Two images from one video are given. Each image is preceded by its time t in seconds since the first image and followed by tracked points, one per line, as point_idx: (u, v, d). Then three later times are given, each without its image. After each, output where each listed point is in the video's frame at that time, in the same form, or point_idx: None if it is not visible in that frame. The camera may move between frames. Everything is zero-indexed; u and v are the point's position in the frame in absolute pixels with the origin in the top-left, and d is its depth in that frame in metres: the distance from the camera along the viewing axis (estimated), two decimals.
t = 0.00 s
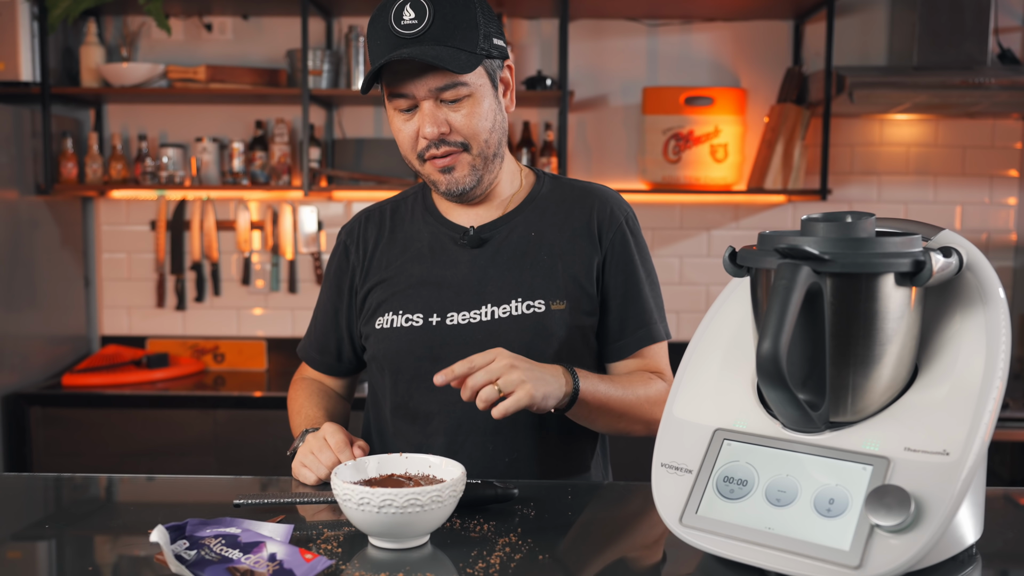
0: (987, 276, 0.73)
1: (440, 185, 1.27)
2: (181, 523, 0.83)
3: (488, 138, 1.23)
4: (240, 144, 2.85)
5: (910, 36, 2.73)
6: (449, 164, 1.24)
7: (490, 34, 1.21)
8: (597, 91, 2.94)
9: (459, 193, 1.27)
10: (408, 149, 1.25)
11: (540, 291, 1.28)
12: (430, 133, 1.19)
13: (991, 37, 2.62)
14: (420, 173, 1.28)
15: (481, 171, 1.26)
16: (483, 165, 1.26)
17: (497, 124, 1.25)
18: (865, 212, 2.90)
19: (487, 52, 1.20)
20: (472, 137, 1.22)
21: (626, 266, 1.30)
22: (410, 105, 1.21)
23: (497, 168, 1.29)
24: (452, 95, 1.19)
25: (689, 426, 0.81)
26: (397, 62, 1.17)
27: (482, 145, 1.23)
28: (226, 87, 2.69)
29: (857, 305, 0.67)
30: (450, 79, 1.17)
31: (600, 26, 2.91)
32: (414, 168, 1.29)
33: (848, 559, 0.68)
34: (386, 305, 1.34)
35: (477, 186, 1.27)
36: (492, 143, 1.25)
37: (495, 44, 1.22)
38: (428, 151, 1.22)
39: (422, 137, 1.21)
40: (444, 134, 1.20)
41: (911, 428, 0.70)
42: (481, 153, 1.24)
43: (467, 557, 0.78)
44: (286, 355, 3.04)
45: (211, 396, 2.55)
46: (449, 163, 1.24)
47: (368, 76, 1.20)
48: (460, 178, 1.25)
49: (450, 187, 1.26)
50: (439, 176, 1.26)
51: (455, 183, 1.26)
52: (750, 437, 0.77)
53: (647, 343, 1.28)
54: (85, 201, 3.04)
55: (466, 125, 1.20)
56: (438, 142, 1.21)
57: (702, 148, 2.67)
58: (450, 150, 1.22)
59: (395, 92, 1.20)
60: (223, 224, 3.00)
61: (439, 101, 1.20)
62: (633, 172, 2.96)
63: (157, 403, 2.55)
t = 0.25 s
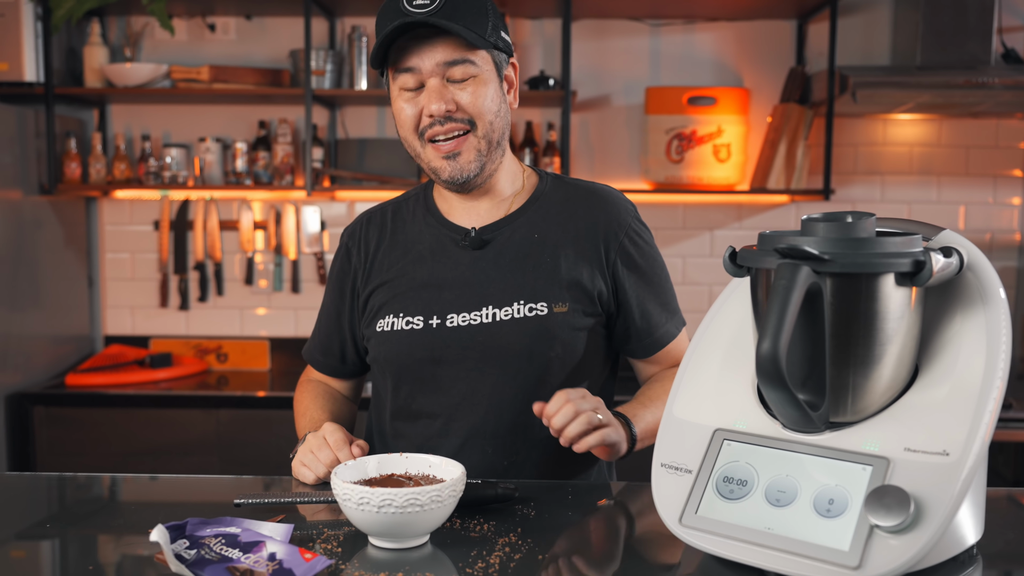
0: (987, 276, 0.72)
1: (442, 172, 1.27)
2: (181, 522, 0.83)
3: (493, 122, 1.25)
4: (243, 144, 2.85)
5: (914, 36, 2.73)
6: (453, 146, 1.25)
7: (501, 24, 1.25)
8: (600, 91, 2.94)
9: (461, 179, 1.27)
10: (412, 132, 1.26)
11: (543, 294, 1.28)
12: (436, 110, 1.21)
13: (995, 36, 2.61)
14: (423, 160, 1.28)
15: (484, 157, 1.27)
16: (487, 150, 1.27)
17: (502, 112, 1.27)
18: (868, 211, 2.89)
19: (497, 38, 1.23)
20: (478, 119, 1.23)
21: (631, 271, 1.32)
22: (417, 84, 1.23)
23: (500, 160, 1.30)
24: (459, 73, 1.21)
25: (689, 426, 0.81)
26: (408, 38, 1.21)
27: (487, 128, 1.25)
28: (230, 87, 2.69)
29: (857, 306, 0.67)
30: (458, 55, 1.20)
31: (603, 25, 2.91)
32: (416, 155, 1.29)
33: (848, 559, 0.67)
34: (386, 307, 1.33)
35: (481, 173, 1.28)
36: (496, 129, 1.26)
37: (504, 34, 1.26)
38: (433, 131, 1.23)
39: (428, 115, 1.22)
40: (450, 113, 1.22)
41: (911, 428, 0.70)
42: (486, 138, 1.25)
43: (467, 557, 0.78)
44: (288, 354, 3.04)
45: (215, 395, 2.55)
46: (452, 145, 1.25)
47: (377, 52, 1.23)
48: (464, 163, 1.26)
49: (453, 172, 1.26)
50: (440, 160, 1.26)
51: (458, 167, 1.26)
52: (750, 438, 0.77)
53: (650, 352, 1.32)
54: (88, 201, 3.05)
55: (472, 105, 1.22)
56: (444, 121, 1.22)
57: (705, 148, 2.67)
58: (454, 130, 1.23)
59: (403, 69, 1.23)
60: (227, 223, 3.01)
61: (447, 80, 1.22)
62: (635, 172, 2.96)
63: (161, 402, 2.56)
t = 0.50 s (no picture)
0: (988, 276, 0.72)
1: (464, 155, 1.28)
2: (182, 522, 0.83)
3: (523, 117, 1.30)
4: (246, 144, 2.85)
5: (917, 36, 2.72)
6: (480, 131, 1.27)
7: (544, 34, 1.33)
8: (603, 91, 2.94)
9: (482, 166, 1.28)
10: (441, 113, 1.30)
11: (558, 311, 1.28)
12: (471, 91, 1.25)
13: (998, 36, 2.60)
14: (445, 143, 1.30)
15: (508, 149, 1.29)
16: (512, 143, 1.29)
17: (533, 112, 1.32)
18: (872, 211, 2.89)
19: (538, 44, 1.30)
20: (510, 108, 1.28)
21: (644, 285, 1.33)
22: (455, 67, 1.29)
23: (521, 159, 1.33)
24: (499, 62, 1.28)
25: (690, 427, 0.81)
26: (455, 22, 1.28)
27: (517, 121, 1.29)
28: (233, 88, 2.70)
29: (856, 307, 0.67)
30: (502, 46, 1.27)
31: (606, 25, 2.91)
32: (439, 139, 1.31)
33: (847, 559, 0.67)
34: (398, 319, 1.33)
35: (502, 164, 1.30)
36: (525, 126, 1.31)
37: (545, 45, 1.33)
38: (464, 111, 1.27)
39: (462, 96, 1.26)
40: (484, 96, 1.26)
41: (911, 428, 0.70)
42: (514, 130, 1.29)
43: (467, 557, 0.78)
44: (291, 354, 3.05)
45: (217, 395, 2.55)
46: (478, 130, 1.27)
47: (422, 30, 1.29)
48: (488, 149, 1.28)
49: (475, 157, 1.28)
50: (463, 142, 1.28)
51: (481, 153, 1.28)
52: (750, 438, 0.77)
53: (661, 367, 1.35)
54: (92, 201, 3.06)
55: (507, 95, 1.27)
56: (477, 102, 1.26)
57: (708, 148, 2.66)
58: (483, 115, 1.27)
59: (443, 50, 1.28)
60: (230, 223, 3.01)
61: (485, 68, 1.28)
62: (638, 172, 2.96)
63: (164, 402, 2.56)
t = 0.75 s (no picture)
0: (989, 276, 0.72)
1: (483, 161, 1.27)
2: (183, 521, 0.83)
3: (549, 129, 1.28)
4: (249, 144, 2.86)
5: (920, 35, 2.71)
6: (502, 139, 1.26)
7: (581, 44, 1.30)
8: (606, 91, 2.93)
9: (501, 175, 1.27)
10: (467, 113, 1.28)
11: (565, 315, 1.28)
12: (500, 98, 1.23)
13: (1002, 35, 2.59)
14: (467, 143, 1.29)
15: (530, 159, 1.28)
16: (534, 155, 1.28)
17: (559, 124, 1.30)
18: (874, 212, 2.88)
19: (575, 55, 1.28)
20: (537, 119, 1.26)
21: (654, 294, 1.33)
22: (487, 67, 1.26)
23: (541, 169, 1.32)
24: (533, 70, 1.25)
25: (690, 427, 0.81)
26: (494, 22, 1.25)
27: (543, 132, 1.27)
28: (236, 88, 2.70)
29: (857, 307, 0.67)
30: (538, 54, 1.25)
31: (609, 25, 2.91)
32: (462, 137, 1.30)
33: (847, 559, 0.67)
34: (404, 316, 1.34)
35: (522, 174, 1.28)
36: (549, 137, 1.29)
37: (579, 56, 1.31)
38: (490, 115, 1.25)
39: (491, 100, 1.24)
40: (514, 104, 1.24)
41: (911, 429, 0.69)
42: (538, 141, 1.28)
43: (467, 557, 0.78)
44: (295, 354, 3.05)
45: (220, 395, 2.56)
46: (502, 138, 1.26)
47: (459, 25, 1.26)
48: (508, 160, 1.26)
49: (494, 165, 1.26)
50: (485, 148, 1.27)
51: (502, 161, 1.26)
52: (750, 438, 0.77)
53: (657, 379, 1.32)
54: (96, 201, 3.06)
55: (536, 105, 1.25)
56: (505, 109, 1.24)
57: (711, 147, 2.66)
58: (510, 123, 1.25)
59: (478, 49, 1.25)
60: (233, 223, 3.02)
61: (518, 73, 1.25)
62: (642, 172, 2.95)
63: (168, 402, 2.56)
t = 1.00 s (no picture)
0: (991, 276, 0.71)
1: (489, 164, 1.27)
2: (183, 521, 0.83)
3: (559, 137, 1.27)
4: (252, 144, 2.85)
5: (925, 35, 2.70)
6: (510, 144, 1.25)
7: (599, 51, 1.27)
8: (609, 90, 2.93)
9: (506, 180, 1.27)
10: (477, 114, 1.27)
11: (563, 318, 1.27)
12: (510, 103, 1.22)
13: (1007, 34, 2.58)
14: (475, 144, 1.28)
15: (536, 166, 1.27)
16: (542, 162, 1.27)
17: (569, 131, 1.28)
18: (878, 212, 2.87)
19: (591, 63, 1.25)
20: (547, 127, 1.25)
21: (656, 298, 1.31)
22: (501, 70, 1.24)
23: (548, 175, 1.31)
24: (546, 76, 1.23)
25: (690, 427, 0.80)
26: (512, 23, 1.22)
27: (552, 140, 1.26)
28: (239, 88, 2.70)
29: (858, 307, 0.66)
30: (553, 60, 1.22)
31: (612, 25, 2.90)
32: (470, 137, 1.29)
33: (847, 561, 0.67)
34: (404, 314, 1.33)
35: (528, 180, 1.28)
36: (558, 145, 1.28)
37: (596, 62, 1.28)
38: (500, 120, 1.24)
39: (501, 104, 1.23)
40: (524, 110, 1.23)
41: (911, 429, 0.69)
42: (546, 149, 1.26)
43: (466, 557, 0.78)
44: (297, 354, 3.05)
45: (223, 395, 2.56)
46: (508, 145, 1.26)
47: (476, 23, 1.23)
48: (514, 165, 1.26)
49: (499, 170, 1.26)
50: (491, 152, 1.26)
51: (508, 166, 1.26)
52: (750, 438, 0.76)
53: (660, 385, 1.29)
54: (99, 201, 3.06)
55: (547, 112, 1.24)
56: (515, 115, 1.23)
57: (714, 147, 2.65)
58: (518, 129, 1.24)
59: (493, 50, 1.23)
60: (236, 224, 3.02)
61: (531, 78, 1.24)
62: (644, 172, 2.94)
63: (170, 402, 2.56)
